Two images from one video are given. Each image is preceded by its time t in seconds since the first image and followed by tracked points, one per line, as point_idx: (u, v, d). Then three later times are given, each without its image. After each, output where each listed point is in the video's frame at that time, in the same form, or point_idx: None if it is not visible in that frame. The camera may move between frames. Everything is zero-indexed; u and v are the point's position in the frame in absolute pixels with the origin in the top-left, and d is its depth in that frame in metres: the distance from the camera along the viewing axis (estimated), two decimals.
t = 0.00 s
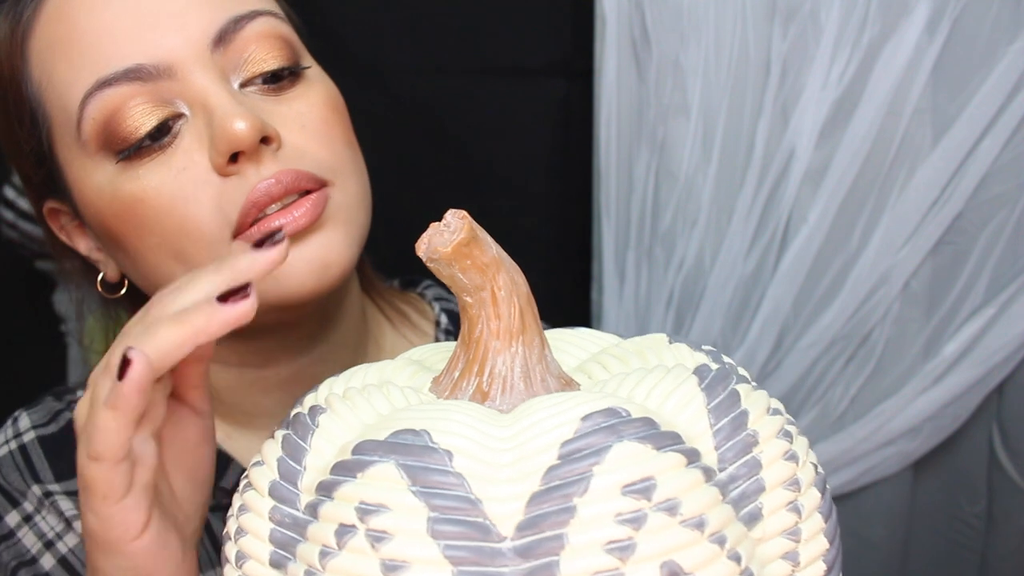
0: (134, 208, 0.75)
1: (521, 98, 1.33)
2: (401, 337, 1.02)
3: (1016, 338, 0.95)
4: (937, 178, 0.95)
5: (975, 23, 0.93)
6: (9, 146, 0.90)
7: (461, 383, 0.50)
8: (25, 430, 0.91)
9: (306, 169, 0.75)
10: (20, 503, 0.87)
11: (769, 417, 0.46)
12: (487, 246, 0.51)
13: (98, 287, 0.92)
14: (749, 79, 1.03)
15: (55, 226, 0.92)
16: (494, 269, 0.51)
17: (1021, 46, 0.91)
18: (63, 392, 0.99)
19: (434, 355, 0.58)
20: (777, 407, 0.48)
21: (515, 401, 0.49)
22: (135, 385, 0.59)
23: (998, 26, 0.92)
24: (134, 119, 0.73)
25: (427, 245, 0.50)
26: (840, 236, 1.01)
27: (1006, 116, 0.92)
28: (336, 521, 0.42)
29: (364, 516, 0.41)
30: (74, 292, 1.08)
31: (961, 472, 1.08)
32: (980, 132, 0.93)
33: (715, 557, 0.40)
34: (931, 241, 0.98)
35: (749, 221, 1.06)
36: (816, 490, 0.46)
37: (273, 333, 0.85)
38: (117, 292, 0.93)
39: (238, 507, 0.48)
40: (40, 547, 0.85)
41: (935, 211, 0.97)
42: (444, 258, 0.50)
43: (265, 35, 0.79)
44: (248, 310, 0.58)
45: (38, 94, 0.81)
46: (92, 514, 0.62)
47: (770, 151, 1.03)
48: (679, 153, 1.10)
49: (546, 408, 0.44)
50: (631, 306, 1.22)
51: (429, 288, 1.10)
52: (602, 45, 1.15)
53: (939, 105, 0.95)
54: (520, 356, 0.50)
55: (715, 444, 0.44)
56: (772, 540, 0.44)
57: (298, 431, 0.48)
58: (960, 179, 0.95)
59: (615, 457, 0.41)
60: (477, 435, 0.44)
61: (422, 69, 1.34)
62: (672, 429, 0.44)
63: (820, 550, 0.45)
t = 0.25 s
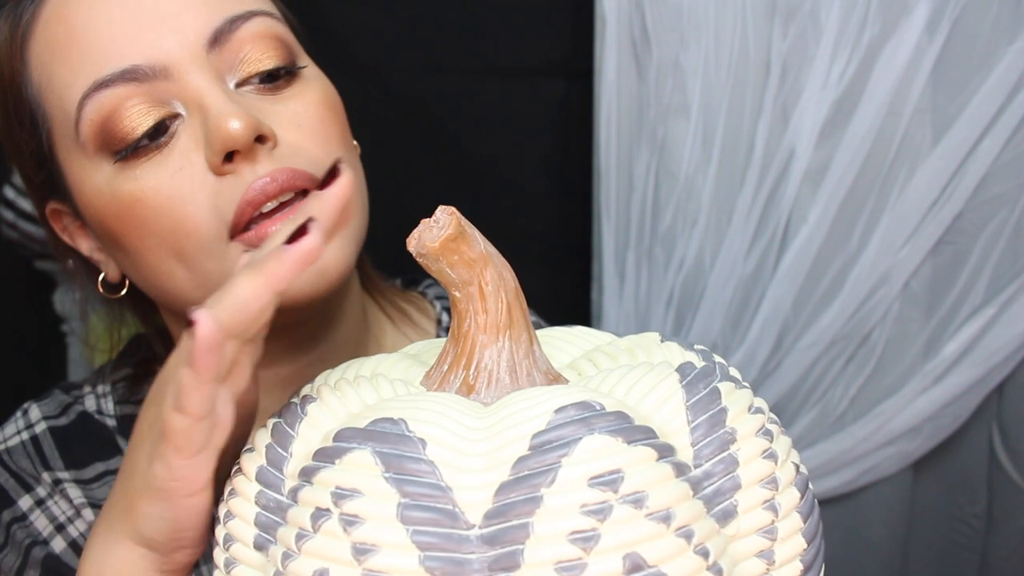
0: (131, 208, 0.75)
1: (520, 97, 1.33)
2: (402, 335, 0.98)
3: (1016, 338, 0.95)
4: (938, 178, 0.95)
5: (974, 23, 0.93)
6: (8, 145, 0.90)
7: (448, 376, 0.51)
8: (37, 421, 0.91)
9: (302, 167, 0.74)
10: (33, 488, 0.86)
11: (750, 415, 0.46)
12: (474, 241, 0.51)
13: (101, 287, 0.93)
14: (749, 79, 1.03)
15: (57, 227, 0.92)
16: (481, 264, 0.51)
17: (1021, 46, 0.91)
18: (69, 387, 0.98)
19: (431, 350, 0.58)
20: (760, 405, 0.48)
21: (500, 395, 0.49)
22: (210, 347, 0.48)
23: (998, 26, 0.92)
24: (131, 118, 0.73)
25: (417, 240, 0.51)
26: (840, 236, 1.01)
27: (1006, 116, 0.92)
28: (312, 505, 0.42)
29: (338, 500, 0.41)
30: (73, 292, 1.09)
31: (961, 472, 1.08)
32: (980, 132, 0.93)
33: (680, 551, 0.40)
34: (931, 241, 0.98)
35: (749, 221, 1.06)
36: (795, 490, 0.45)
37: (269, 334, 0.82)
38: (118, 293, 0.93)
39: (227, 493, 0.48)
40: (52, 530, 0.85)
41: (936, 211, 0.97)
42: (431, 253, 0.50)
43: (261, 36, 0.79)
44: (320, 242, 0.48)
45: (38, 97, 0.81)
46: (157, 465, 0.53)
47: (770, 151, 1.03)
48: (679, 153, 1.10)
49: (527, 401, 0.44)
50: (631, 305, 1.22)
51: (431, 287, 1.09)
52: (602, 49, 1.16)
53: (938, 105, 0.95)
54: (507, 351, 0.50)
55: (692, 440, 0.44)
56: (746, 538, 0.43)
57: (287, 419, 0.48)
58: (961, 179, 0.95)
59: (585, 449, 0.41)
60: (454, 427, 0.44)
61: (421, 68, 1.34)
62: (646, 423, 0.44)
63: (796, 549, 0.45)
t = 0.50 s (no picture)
0: (133, 208, 0.75)
1: (521, 97, 1.33)
2: (403, 334, 0.97)
3: (1016, 338, 0.95)
4: (938, 178, 0.95)
5: (974, 23, 0.92)
6: (9, 144, 0.90)
7: (446, 381, 0.50)
8: (40, 420, 0.91)
9: (303, 168, 0.75)
10: (36, 486, 0.86)
11: (749, 420, 0.46)
12: (471, 246, 0.51)
13: (103, 288, 0.93)
14: (749, 79, 1.03)
15: (60, 227, 0.92)
16: (479, 269, 0.51)
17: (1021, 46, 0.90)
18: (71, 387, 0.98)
19: (431, 354, 0.57)
20: (760, 409, 0.48)
21: (499, 399, 0.49)
22: (250, 345, 0.46)
23: (998, 26, 0.92)
24: (133, 119, 0.73)
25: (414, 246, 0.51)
26: (841, 236, 1.01)
27: (1006, 116, 0.92)
28: (309, 514, 0.42)
29: (335, 508, 0.41)
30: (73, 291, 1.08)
31: (961, 473, 1.08)
32: (980, 132, 0.93)
33: (679, 558, 0.40)
34: (931, 241, 0.97)
35: (749, 221, 1.06)
36: (795, 495, 0.45)
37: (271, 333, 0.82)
38: (121, 292, 0.93)
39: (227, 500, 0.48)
40: (55, 528, 0.84)
41: (936, 211, 0.97)
42: (428, 258, 0.51)
43: (264, 36, 0.79)
44: (368, 247, 0.48)
45: (39, 97, 0.81)
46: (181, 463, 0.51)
47: (770, 151, 1.03)
48: (679, 153, 1.11)
49: (526, 406, 0.44)
50: (631, 304, 1.22)
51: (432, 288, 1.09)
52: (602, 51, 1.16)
53: (938, 105, 0.95)
54: (505, 355, 0.50)
55: (691, 446, 0.44)
56: (745, 544, 0.43)
57: (286, 425, 0.48)
58: (961, 179, 0.95)
59: (583, 456, 0.41)
60: (451, 433, 0.44)
61: (421, 68, 1.34)
62: (644, 429, 0.44)
63: (796, 554, 0.44)
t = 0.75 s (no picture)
0: (133, 209, 0.75)
1: (521, 98, 1.34)
2: (405, 334, 0.97)
3: (1016, 338, 0.95)
4: (938, 178, 0.95)
5: (974, 23, 0.92)
6: (10, 144, 0.90)
7: (446, 383, 0.50)
8: (41, 420, 0.91)
9: (304, 168, 0.75)
10: (37, 487, 0.86)
11: (750, 418, 0.46)
12: (470, 246, 0.51)
13: (103, 288, 0.93)
14: (749, 79, 1.03)
15: (61, 227, 0.92)
16: (478, 270, 0.51)
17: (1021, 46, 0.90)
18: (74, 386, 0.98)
19: (432, 355, 0.58)
20: (761, 408, 0.48)
21: (499, 400, 0.49)
22: (245, 349, 0.46)
23: (998, 25, 0.92)
24: (134, 120, 0.73)
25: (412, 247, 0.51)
26: (841, 236, 1.01)
27: (1006, 115, 0.92)
28: (310, 516, 0.42)
29: (336, 511, 0.41)
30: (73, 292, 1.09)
31: (961, 472, 1.08)
32: (980, 132, 0.93)
33: (680, 558, 0.40)
34: (931, 241, 0.97)
35: (749, 221, 1.06)
36: (796, 493, 0.45)
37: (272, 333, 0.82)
38: (122, 292, 0.93)
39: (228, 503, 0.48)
40: (55, 528, 0.85)
41: (936, 211, 0.97)
42: (427, 259, 0.51)
43: (265, 37, 0.79)
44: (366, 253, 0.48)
45: (40, 98, 0.81)
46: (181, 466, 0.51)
47: (770, 151, 1.03)
48: (679, 153, 1.11)
49: (526, 407, 0.44)
50: (631, 304, 1.22)
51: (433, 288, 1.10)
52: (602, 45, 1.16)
53: (938, 105, 0.95)
54: (505, 356, 0.50)
55: (691, 446, 0.44)
56: (747, 542, 0.43)
57: (286, 427, 0.48)
58: (961, 178, 0.95)
59: (582, 457, 0.41)
60: (451, 434, 0.44)
61: (422, 69, 1.34)
62: (645, 429, 0.44)
63: (798, 552, 0.44)
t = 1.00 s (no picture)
0: (134, 209, 0.75)
1: (521, 98, 1.34)
2: (405, 334, 0.97)
3: (1016, 338, 0.95)
4: (938, 178, 0.95)
5: (974, 23, 0.93)
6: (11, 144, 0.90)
7: (446, 383, 0.50)
8: (42, 420, 0.91)
9: (305, 169, 0.75)
10: (38, 487, 0.86)
11: (750, 418, 0.46)
12: (470, 246, 0.51)
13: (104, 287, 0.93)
14: (749, 80, 1.03)
15: (62, 226, 0.92)
16: (478, 270, 0.51)
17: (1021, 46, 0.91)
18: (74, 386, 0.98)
19: (432, 355, 0.58)
20: (761, 407, 0.48)
21: (499, 400, 0.49)
22: (248, 351, 0.46)
23: (998, 25, 0.92)
24: (136, 121, 0.73)
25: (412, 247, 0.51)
26: (841, 236, 1.01)
27: (1006, 115, 0.92)
28: (310, 517, 0.42)
29: (336, 512, 0.41)
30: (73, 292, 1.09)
31: (960, 472, 1.08)
32: (980, 132, 0.93)
33: (681, 558, 0.40)
34: (931, 241, 0.98)
35: (749, 221, 1.06)
36: (796, 492, 0.45)
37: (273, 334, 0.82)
38: (123, 292, 0.93)
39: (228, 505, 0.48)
40: (57, 529, 0.84)
41: (935, 211, 0.97)
42: (427, 259, 0.51)
43: (266, 38, 0.79)
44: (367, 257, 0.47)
45: (42, 98, 0.81)
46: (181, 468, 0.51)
47: (770, 151, 1.03)
48: (679, 153, 1.11)
49: (526, 407, 0.44)
50: (631, 304, 1.22)
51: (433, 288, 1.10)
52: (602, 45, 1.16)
53: (938, 105, 0.95)
54: (505, 356, 0.50)
55: (691, 446, 0.44)
56: (748, 541, 0.43)
57: (286, 429, 0.48)
58: (961, 178, 0.95)
59: (582, 457, 0.41)
60: (451, 435, 0.44)
61: (422, 69, 1.34)
62: (645, 429, 0.44)
63: (799, 551, 0.44)
